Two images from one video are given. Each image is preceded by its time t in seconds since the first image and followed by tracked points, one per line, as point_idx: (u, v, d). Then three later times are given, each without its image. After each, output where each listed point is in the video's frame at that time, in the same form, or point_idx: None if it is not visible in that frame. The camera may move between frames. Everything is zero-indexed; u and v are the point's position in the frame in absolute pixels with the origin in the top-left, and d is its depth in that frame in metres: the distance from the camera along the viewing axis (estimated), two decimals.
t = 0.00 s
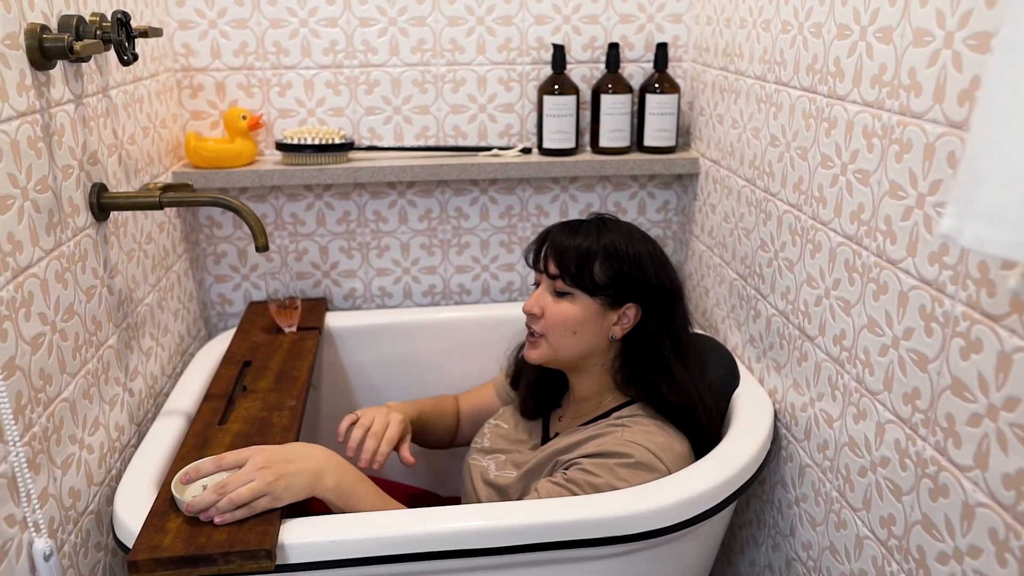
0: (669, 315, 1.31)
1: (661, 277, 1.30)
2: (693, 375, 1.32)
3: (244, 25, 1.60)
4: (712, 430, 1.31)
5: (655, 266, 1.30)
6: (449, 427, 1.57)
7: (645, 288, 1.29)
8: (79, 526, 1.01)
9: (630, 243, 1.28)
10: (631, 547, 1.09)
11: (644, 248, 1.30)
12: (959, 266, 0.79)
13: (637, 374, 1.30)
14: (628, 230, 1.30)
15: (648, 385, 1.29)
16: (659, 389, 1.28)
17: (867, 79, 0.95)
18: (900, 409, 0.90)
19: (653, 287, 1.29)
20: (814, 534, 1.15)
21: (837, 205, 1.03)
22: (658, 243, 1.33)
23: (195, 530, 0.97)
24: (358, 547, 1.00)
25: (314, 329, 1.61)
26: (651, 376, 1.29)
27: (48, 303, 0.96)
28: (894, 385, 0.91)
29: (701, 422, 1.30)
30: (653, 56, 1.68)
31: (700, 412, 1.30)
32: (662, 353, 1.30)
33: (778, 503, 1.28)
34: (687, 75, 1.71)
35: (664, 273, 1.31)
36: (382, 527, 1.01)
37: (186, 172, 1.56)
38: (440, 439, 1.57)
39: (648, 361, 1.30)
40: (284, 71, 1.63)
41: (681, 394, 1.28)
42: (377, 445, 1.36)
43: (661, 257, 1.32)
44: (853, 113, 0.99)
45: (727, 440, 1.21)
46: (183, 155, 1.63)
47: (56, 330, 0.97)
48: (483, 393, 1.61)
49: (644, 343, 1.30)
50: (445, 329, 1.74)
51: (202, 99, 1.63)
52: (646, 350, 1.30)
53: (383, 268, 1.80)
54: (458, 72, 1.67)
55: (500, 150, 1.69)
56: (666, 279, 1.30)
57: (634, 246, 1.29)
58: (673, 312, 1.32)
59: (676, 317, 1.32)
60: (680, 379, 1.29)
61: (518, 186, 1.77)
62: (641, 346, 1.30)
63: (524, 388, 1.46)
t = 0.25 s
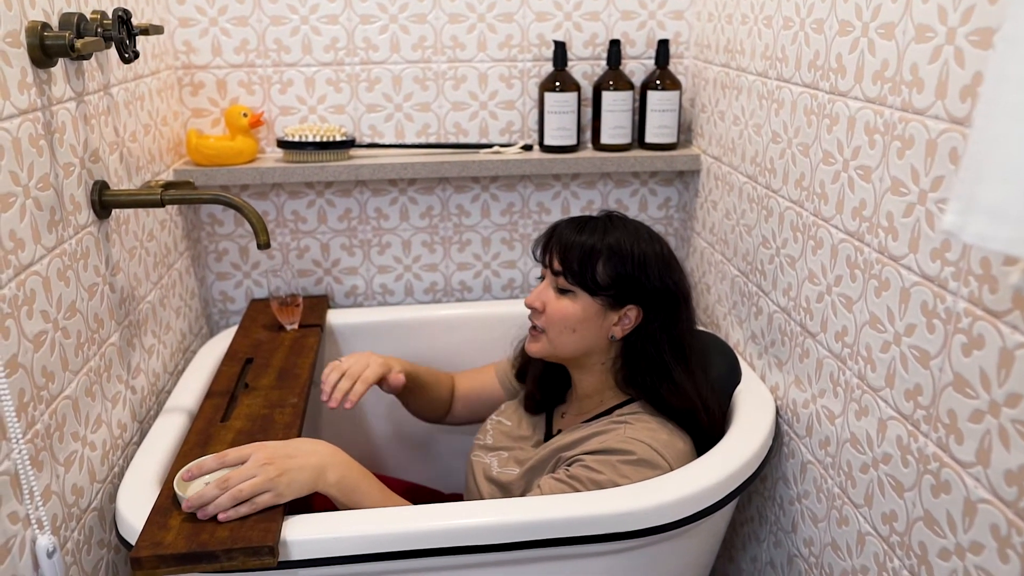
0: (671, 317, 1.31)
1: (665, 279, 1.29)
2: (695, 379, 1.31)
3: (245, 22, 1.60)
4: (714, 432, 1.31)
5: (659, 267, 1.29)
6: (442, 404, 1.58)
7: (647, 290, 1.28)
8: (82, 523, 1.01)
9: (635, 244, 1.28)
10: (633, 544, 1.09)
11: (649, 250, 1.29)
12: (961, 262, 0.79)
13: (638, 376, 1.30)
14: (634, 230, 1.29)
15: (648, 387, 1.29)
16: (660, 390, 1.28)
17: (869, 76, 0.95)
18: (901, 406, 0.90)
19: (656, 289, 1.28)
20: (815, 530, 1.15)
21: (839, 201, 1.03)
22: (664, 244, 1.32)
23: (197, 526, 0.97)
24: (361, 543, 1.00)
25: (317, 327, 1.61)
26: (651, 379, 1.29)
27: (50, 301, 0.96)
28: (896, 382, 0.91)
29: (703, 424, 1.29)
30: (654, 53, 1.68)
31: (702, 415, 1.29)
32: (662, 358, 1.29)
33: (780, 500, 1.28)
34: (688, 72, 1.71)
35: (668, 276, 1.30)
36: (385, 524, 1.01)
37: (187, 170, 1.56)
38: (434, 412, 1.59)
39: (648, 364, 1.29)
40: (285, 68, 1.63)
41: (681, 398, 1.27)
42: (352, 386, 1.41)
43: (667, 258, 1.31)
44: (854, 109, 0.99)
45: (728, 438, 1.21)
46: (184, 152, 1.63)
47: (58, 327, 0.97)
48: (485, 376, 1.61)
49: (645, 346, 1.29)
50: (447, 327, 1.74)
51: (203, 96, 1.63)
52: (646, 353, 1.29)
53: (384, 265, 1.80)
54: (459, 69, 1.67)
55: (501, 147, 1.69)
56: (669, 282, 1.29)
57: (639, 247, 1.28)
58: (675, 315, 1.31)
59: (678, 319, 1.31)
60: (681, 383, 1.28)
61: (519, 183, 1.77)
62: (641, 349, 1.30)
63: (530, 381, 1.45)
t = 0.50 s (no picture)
0: (675, 312, 1.30)
1: (668, 273, 1.29)
2: (699, 372, 1.31)
3: (246, 15, 1.59)
4: (718, 425, 1.31)
5: (662, 261, 1.29)
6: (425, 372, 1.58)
7: (651, 284, 1.28)
8: (85, 516, 1.01)
9: (637, 237, 1.27)
10: (634, 538, 1.09)
11: (652, 244, 1.28)
12: (966, 254, 0.78)
13: (641, 371, 1.30)
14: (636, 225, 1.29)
15: (651, 381, 1.29)
16: (663, 385, 1.28)
17: (873, 67, 0.95)
18: (905, 399, 0.89)
19: (659, 284, 1.28)
20: (819, 524, 1.15)
21: (843, 193, 1.03)
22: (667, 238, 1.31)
23: (201, 519, 0.97)
24: (362, 537, 1.00)
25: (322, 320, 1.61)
26: (654, 373, 1.29)
27: (52, 295, 0.96)
28: (900, 374, 0.90)
29: (707, 417, 1.29)
30: (657, 45, 1.67)
31: (705, 409, 1.29)
32: (665, 352, 1.29)
33: (784, 493, 1.28)
34: (692, 64, 1.70)
35: (672, 270, 1.29)
36: (386, 518, 1.01)
37: (189, 164, 1.56)
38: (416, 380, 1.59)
39: (651, 358, 1.29)
40: (287, 62, 1.63)
41: (684, 392, 1.27)
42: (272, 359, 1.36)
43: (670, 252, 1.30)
44: (858, 100, 0.98)
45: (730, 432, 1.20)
46: (186, 146, 1.63)
47: (61, 321, 0.97)
48: (484, 353, 1.61)
49: (648, 340, 1.29)
50: (451, 321, 1.74)
51: (205, 90, 1.63)
52: (649, 348, 1.29)
53: (387, 259, 1.79)
54: (461, 61, 1.67)
55: (504, 141, 1.68)
56: (672, 276, 1.29)
57: (642, 241, 1.28)
58: (679, 309, 1.30)
59: (682, 313, 1.31)
60: (684, 377, 1.28)
61: (522, 176, 1.77)
62: (644, 343, 1.30)
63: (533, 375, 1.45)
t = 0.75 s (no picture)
0: (678, 314, 1.30)
1: (671, 275, 1.29)
2: (702, 375, 1.30)
3: (248, 15, 1.59)
4: (720, 428, 1.30)
5: (666, 263, 1.28)
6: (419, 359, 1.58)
7: (654, 286, 1.27)
8: (86, 516, 1.01)
9: (641, 238, 1.27)
10: (634, 539, 1.08)
11: (656, 246, 1.28)
12: (967, 255, 0.78)
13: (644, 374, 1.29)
14: (640, 226, 1.29)
15: (653, 383, 1.28)
16: (666, 388, 1.27)
17: (874, 66, 0.94)
18: (907, 400, 0.89)
19: (662, 285, 1.28)
20: (821, 525, 1.14)
21: (845, 193, 1.02)
22: (670, 239, 1.31)
23: (200, 520, 0.97)
24: (361, 538, 1.00)
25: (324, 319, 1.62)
26: (656, 376, 1.28)
27: (53, 295, 0.96)
28: (901, 375, 0.90)
29: (710, 421, 1.28)
30: (659, 44, 1.67)
31: (708, 412, 1.28)
32: (668, 355, 1.28)
33: (786, 494, 1.27)
34: (694, 63, 1.70)
35: (676, 271, 1.29)
36: (384, 519, 1.01)
37: (191, 163, 1.56)
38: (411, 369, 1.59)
39: (654, 361, 1.29)
40: (289, 61, 1.63)
41: (687, 395, 1.26)
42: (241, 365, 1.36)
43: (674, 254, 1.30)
44: (860, 100, 0.98)
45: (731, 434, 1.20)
46: (188, 146, 1.63)
47: (61, 321, 0.97)
48: (484, 345, 1.60)
49: (651, 343, 1.29)
50: (454, 322, 1.74)
51: (207, 90, 1.63)
52: (652, 350, 1.29)
53: (389, 259, 1.79)
54: (463, 61, 1.66)
55: (505, 140, 1.68)
56: (676, 278, 1.29)
57: (645, 242, 1.27)
58: (682, 311, 1.30)
59: (685, 316, 1.30)
60: (687, 380, 1.27)
61: (524, 176, 1.77)
62: (647, 345, 1.29)
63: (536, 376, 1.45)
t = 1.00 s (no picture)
0: (678, 314, 1.29)
1: (670, 275, 1.28)
2: (702, 374, 1.30)
3: (248, 16, 1.59)
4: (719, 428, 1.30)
5: (664, 263, 1.28)
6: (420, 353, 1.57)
7: (653, 286, 1.27)
8: (84, 517, 1.01)
9: (639, 238, 1.27)
10: (631, 540, 1.08)
11: (654, 246, 1.28)
12: (965, 256, 0.78)
13: (643, 373, 1.29)
14: (637, 226, 1.29)
15: (653, 384, 1.28)
16: (665, 388, 1.27)
17: (873, 67, 0.94)
18: (905, 401, 0.89)
19: (661, 285, 1.27)
20: (820, 526, 1.14)
21: (843, 194, 1.02)
22: (668, 239, 1.31)
23: (197, 521, 0.97)
24: (358, 539, 1.00)
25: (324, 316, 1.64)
26: (656, 376, 1.28)
27: (51, 296, 0.96)
28: (900, 377, 0.90)
29: (709, 420, 1.28)
30: (659, 45, 1.67)
31: (707, 412, 1.28)
32: (668, 354, 1.28)
33: (785, 495, 1.27)
34: (693, 64, 1.70)
35: (674, 271, 1.29)
36: (381, 520, 1.01)
37: (191, 164, 1.56)
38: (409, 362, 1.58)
39: (654, 361, 1.28)
40: (288, 62, 1.63)
41: (686, 394, 1.26)
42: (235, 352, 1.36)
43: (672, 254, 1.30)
44: (859, 101, 0.98)
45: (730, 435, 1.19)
46: (188, 147, 1.63)
47: (59, 322, 0.97)
48: (484, 341, 1.60)
49: (650, 342, 1.29)
50: (455, 321, 1.74)
51: (207, 91, 1.63)
52: (651, 350, 1.28)
53: (388, 259, 1.79)
54: (462, 62, 1.66)
55: (505, 141, 1.68)
56: (674, 277, 1.28)
57: (644, 242, 1.27)
58: (682, 311, 1.30)
59: (684, 315, 1.30)
60: (687, 379, 1.27)
61: (523, 177, 1.76)
62: (646, 345, 1.29)
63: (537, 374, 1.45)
